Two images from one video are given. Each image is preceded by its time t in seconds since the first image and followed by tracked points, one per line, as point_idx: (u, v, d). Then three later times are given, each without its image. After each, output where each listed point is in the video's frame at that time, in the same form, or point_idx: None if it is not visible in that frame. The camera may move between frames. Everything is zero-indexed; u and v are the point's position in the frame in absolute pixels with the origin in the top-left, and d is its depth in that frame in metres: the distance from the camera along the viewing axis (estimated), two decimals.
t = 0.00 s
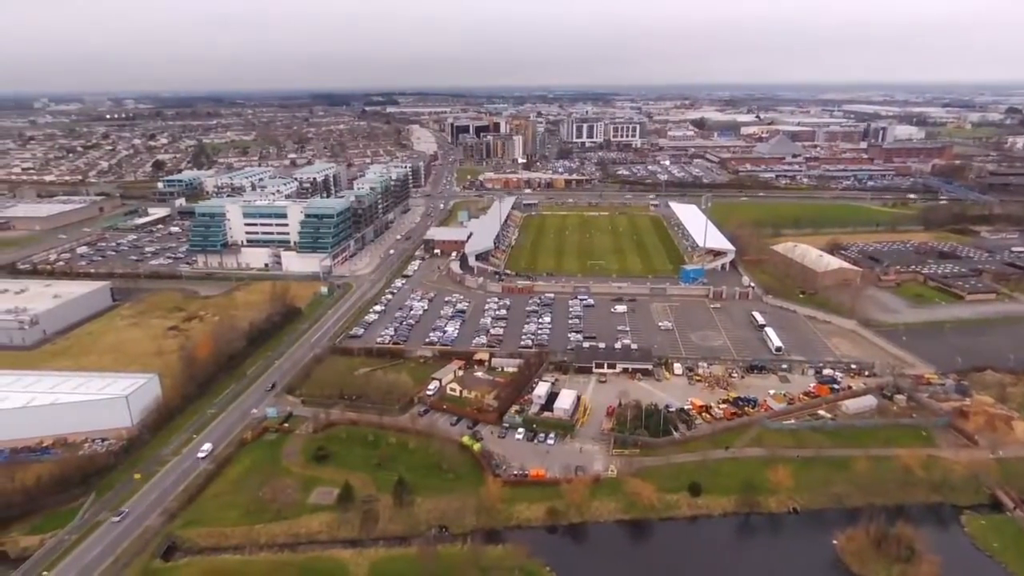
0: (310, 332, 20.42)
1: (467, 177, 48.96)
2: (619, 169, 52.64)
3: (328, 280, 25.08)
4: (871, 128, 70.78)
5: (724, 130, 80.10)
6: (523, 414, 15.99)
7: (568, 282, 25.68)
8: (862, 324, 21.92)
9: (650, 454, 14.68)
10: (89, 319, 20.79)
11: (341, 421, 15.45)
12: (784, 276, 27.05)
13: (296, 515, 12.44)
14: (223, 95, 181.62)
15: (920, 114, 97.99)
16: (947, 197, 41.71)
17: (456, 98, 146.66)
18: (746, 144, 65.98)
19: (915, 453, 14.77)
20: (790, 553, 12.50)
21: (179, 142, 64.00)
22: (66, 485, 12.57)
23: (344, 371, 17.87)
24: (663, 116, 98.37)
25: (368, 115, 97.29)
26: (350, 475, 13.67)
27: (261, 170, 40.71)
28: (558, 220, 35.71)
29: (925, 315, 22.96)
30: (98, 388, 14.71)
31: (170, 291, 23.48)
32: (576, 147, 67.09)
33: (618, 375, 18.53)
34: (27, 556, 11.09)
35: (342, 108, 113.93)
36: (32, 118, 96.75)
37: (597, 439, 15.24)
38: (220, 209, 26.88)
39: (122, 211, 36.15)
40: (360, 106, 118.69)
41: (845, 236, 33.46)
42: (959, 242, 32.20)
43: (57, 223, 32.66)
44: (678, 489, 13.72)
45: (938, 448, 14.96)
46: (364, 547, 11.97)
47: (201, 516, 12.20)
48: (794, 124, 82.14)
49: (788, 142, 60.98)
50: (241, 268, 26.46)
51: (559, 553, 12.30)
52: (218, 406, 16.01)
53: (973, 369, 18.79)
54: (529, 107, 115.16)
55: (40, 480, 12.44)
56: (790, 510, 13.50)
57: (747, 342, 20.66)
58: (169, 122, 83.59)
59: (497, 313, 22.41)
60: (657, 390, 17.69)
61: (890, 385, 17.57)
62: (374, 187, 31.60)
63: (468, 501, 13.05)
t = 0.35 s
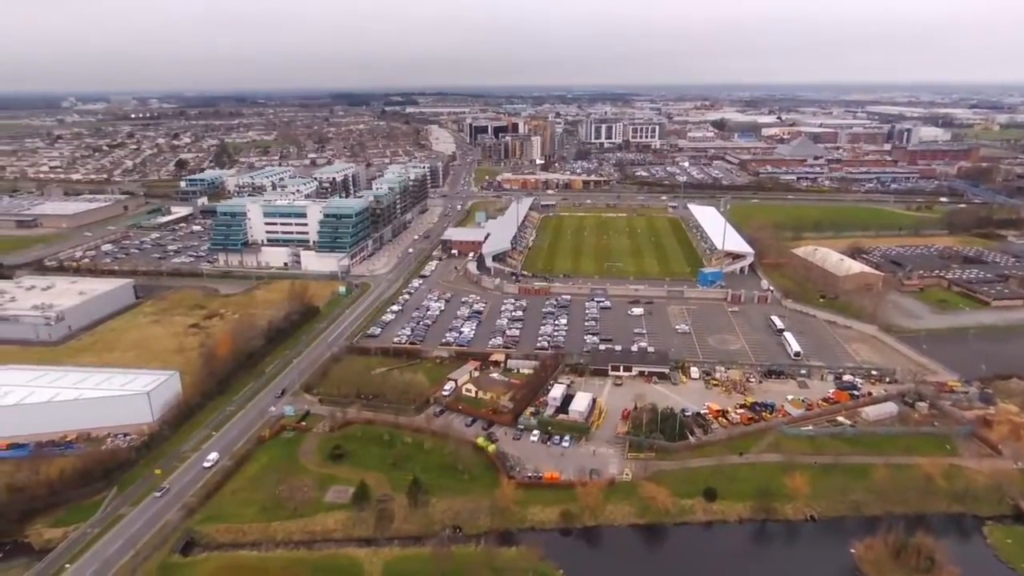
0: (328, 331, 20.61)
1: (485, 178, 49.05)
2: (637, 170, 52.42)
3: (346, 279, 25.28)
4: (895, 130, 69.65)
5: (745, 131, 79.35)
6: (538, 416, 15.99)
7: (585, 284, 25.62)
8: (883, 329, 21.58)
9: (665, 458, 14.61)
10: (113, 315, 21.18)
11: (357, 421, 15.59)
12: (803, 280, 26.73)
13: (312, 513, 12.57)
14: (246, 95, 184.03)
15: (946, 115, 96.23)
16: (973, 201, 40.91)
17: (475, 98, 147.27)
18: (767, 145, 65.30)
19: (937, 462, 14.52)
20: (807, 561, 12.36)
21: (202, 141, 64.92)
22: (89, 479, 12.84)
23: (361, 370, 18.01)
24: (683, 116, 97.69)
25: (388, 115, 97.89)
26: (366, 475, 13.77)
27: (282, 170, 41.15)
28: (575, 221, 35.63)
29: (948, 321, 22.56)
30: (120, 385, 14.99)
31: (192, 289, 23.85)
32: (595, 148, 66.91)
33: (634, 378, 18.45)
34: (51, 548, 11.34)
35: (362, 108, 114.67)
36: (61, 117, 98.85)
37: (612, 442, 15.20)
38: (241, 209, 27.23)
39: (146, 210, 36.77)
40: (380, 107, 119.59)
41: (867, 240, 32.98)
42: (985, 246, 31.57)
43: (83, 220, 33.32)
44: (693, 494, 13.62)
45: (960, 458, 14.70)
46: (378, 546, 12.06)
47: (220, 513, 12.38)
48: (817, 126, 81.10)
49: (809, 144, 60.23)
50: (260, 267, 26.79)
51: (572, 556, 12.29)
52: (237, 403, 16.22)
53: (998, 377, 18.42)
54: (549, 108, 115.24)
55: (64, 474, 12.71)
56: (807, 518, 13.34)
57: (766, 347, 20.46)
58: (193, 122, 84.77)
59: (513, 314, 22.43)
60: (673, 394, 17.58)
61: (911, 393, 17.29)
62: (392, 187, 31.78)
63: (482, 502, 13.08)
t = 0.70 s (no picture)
0: (345, 330, 20.79)
1: (502, 178, 49.11)
2: (656, 171, 52.11)
3: (364, 279, 25.44)
4: (920, 130, 68.46)
5: (765, 131, 78.51)
6: (553, 417, 16.00)
7: (601, 285, 25.55)
8: (905, 334, 21.25)
9: (680, 462, 14.54)
10: (135, 312, 21.55)
11: (373, 419, 15.72)
12: (824, 283, 26.42)
13: (328, 511, 12.70)
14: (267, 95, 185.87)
15: (972, 115, 94.38)
16: (999, 203, 40.11)
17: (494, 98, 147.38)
18: (788, 146, 64.54)
19: (958, 470, 14.28)
20: (823, 569, 12.23)
21: (224, 140, 65.72)
22: (112, 473, 13.09)
23: (377, 369, 18.16)
24: (702, 116, 96.89)
25: (406, 115, 98.33)
26: (381, 474, 13.87)
27: (301, 169, 41.57)
28: (593, 222, 35.54)
29: (972, 326, 22.15)
30: (142, 381, 15.26)
31: (212, 286, 24.17)
32: (613, 148, 66.65)
33: (650, 380, 18.38)
34: (74, 540, 11.58)
35: (380, 107, 115.33)
36: (86, 116, 100.55)
37: (626, 444, 15.16)
38: (261, 208, 27.55)
39: (169, 208, 37.33)
40: (399, 107, 120.19)
41: (889, 242, 32.49)
42: (1011, 250, 30.93)
43: (107, 218, 33.92)
44: (708, 498, 13.53)
45: (982, 466, 14.45)
46: (393, 545, 12.15)
47: (238, 508, 12.57)
48: (839, 126, 79.99)
49: (831, 145, 59.41)
50: (280, 265, 27.08)
51: (586, 558, 12.27)
52: (256, 400, 16.43)
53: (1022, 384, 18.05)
54: (567, 107, 115.02)
55: (87, 467, 12.97)
56: (823, 524, 13.19)
57: (784, 350, 20.24)
58: (215, 121, 85.87)
59: (529, 315, 22.44)
60: (689, 397, 17.48)
61: (933, 399, 17.01)
62: (410, 187, 31.94)
63: (496, 503, 13.12)
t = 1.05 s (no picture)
0: (360, 329, 20.93)
1: (518, 178, 49.09)
2: (672, 171, 51.79)
3: (379, 278, 25.58)
4: (942, 131, 67.39)
5: (784, 131, 77.75)
6: (566, 419, 16.00)
7: (616, 286, 25.47)
8: (924, 338, 20.93)
9: (693, 465, 14.46)
10: (154, 309, 21.87)
11: (387, 418, 15.82)
12: (841, 286, 26.12)
13: (342, 509, 12.80)
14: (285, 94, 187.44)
15: (996, 116, 92.66)
16: None
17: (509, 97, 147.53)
18: (807, 146, 63.85)
19: (977, 478, 14.06)
20: None
21: (242, 139, 66.41)
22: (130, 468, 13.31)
23: (391, 368, 18.26)
24: (719, 116, 96.17)
25: (423, 114, 98.64)
26: (394, 473, 13.95)
27: (318, 168, 41.88)
28: (608, 222, 35.44)
29: (993, 331, 21.79)
30: (160, 377, 15.49)
31: (229, 284, 24.44)
32: (630, 147, 66.37)
33: (664, 382, 18.29)
34: (93, 533, 11.79)
35: (397, 106, 115.74)
36: (107, 114, 101.86)
37: (639, 446, 15.12)
38: (278, 207, 27.81)
39: (188, 206, 37.76)
40: (416, 106, 120.72)
41: (909, 245, 32.03)
42: None
43: (127, 216, 34.40)
44: (721, 503, 13.43)
45: (1002, 474, 14.21)
46: (405, 544, 12.21)
47: (253, 505, 12.71)
48: (859, 127, 79.00)
49: (851, 145, 58.66)
50: (296, 264, 27.31)
51: (597, 561, 12.24)
52: (271, 398, 16.59)
53: None
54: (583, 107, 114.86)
55: (106, 462, 13.21)
56: (838, 531, 13.04)
57: (800, 354, 20.04)
58: (233, 120, 86.76)
59: (543, 316, 22.43)
60: (704, 400, 17.38)
61: (952, 405, 16.75)
62: (426, 186, 32.07)
63: (508, 504, 13.13)
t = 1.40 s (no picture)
0: (385, 329, 21.11)
1: (544, 179, 49.01)
2: (699, 174, 51.24)
3: (404, 278, 25.78)
4: (981, 134, 65.51)
5: (815, 133, 76.30)
6: (588, 423, 15.95)
7: (640, 289, 25.29)
8: (958, 348, 20.37)
9: (717, 473, 14.30)
10: (185, 306, 22.35)
11: (410, 419, 15.95)
12: (873, 292, 25.58)
13: (364, 508, 12.94)
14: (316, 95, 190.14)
15: None
16: None
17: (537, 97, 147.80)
18: (839, 149, 62.65)
19: (1012, 494, 13.64)
20: None
21: (272, 139, 67.47)
22: (159, 462, 13.63)
23: (415, 368, 18.39)
24: (749, 118, 94.86)
25: (450, 114, 99.09)
26: (416, 473, 14.05)
27: (346, 168, 42.35)
28: (633, 225, 35.20)
29: None
30: (190, 373, 15.83)
31: (258, 283, 24.87)
32: (657, 149, 65.81)
33: (688, 388, 18.11)
34: (123, 525, 12.11)
35: (424, 106, 116.41)
36: (143, 114, 104.33)
37: (662, 452, 15.00)
38: (306, 207, 28.19)
39: (219, 204, 38.49)
40: (444, 106, 121.40)
41: (944, 251, 31.22)
42: None
43: (161, 214, 35.18)
44: (745, 512, 13.25)
45: None
46: (425, 544, 12.29)
47: (277, 501, 12.92)
48: (894, 129, 77.20)
49: (885, 148, 57.34)
50: (323, 263, 27.66)
51: (617, 567, 12.16)
52: (297, 396, 16.84)
53: None
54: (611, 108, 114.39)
55: (136, 456, 13.55)
56: (865, 544, 12.76)
57: (829, 362, 19.67)
58: (264, 120, 88.18)
59: (566, 318, 22.37)
60: (728, 406, 17.16)
61: (987, 417, 16.29)
62: (451, 187, 32.23)
63: (528, 507, 13.13)
